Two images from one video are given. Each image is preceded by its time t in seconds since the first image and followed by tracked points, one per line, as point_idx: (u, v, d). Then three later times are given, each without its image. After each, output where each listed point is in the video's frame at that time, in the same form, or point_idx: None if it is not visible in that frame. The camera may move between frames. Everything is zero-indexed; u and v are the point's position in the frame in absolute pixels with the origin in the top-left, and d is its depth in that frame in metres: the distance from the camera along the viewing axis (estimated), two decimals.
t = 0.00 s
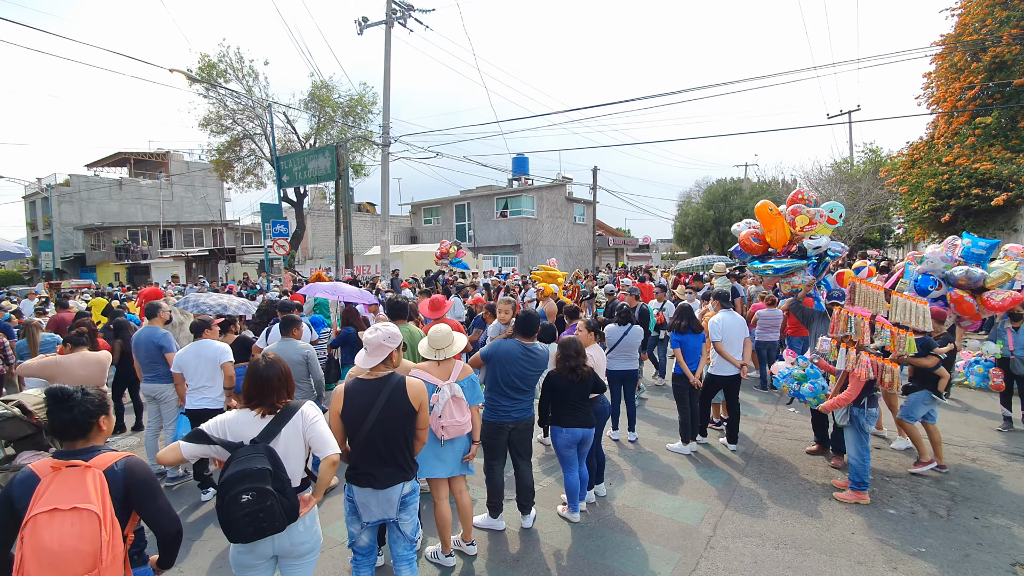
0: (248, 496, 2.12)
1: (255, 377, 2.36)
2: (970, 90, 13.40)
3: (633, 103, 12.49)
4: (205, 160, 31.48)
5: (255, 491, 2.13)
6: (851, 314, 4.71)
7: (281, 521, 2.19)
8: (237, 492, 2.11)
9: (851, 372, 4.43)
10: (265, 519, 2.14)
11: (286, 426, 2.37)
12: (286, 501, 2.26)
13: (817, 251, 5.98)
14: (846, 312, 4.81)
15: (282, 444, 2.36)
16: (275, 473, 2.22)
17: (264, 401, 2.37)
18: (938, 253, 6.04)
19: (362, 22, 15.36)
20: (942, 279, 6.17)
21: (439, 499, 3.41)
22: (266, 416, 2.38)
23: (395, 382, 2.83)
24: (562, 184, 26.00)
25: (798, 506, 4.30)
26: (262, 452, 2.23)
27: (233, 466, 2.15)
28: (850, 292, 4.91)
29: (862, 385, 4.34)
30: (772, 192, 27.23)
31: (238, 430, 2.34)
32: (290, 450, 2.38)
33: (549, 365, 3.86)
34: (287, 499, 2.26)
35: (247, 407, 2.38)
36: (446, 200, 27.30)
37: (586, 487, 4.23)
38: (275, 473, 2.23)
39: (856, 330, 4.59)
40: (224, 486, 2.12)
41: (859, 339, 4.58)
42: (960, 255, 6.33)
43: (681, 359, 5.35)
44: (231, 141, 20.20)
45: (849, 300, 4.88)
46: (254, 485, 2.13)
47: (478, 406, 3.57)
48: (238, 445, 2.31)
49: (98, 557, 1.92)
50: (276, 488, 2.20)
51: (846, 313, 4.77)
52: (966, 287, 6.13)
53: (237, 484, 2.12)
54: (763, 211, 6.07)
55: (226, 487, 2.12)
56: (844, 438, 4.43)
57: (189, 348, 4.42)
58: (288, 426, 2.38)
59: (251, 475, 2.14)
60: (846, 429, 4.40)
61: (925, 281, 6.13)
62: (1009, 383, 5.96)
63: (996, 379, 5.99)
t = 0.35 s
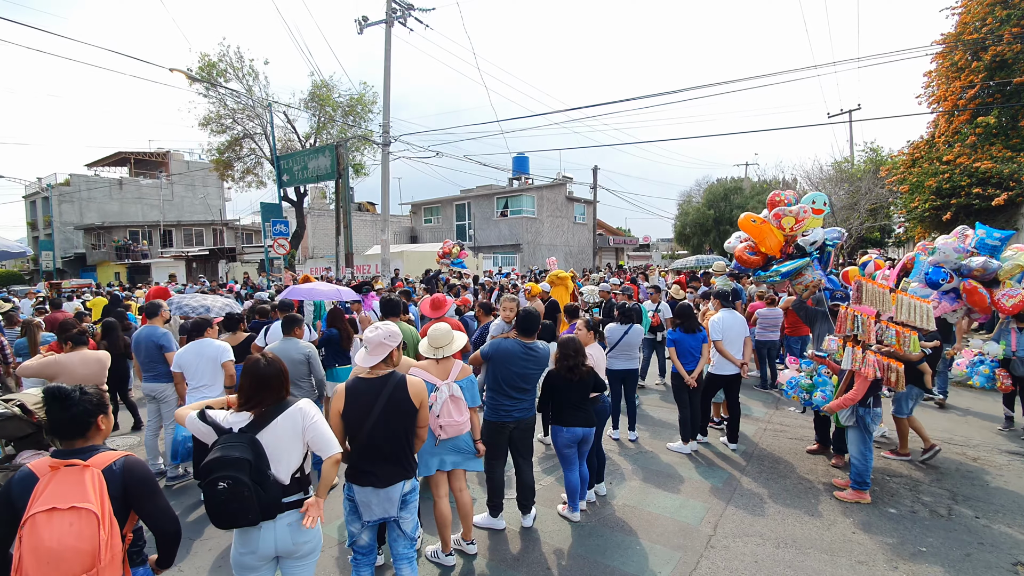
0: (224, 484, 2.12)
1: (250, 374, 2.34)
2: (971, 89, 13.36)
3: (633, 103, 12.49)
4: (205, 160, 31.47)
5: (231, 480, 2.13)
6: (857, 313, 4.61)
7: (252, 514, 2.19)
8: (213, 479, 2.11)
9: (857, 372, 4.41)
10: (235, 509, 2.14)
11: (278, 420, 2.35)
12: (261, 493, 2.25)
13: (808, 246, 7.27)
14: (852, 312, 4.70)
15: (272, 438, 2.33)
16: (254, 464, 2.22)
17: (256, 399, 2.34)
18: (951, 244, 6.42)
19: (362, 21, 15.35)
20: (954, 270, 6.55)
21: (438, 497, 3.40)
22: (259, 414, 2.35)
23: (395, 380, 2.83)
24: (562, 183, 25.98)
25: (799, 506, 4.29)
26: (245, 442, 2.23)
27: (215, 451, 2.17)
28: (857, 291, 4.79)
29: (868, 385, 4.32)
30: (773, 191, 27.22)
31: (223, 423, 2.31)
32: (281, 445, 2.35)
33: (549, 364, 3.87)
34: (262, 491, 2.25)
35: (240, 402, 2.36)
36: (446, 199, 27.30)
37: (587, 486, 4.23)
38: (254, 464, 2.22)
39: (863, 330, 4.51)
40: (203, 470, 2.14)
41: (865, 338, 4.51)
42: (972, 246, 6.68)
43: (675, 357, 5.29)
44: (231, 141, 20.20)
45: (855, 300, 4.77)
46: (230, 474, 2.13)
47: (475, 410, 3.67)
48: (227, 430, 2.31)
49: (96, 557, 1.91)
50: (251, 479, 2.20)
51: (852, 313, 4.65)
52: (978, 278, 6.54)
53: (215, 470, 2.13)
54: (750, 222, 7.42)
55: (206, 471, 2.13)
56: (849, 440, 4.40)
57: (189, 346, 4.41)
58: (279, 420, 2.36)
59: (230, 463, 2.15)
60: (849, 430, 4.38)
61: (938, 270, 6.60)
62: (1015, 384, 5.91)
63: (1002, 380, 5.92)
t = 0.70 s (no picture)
0: (218, 490, 2.12)
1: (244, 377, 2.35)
2: (972, 87, 13.34)
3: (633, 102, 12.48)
4: (206, 159, 31.50)
5: (226, 486, 2.13)
6: (862, 313, 4.68)
7: (249, 517, 2.19)
8: (208, 486, 2.11)
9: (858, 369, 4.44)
10: (229, 514, 2.14)
11: (272, 423, 2.34)
12: (257, 497, 2.25)
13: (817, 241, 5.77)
14: (857, 311, 4.76)
15: (267, 441, 2.32)
16: (249, 469, 2.22)
17: (251, 402, 2.35)
18: (975, 230, 5.86)
19: (362, 21, 15.34)
20: (976, 259, 5.95)
21: (437, 496, 3.40)
22: (253, 417, 2.35)
23: (395, 380, 2.83)
24: (563, 182, 25.97)
25: (799, 505, 4.29)
26: (240, 447, 2.23)
27: (210, 458, 2.17)
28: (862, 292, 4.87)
29: (873, 385, 4.37)
30: (773, 191, 27.19)
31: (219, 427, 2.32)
32: (275, 448, 2.34)
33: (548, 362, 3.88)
34: (258, 496, 2.25)
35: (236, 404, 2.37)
36: (447, 199, 27.30)
37: (587, 486, 4.23)
38: (249, 470, 2.22)
39: (868, 329, 4.56)
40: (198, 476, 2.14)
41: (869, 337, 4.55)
42: (993, 234, 5.99)
43: (674, 357, 5.29)
44: (231, 141, 20.20)
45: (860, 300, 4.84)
46: (225, 480, 2.13)
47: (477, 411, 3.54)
48: (221, 434, 2.32)
49: (96, 555, 1.92)
50: (246, 485, 2.19)
51: (857, 313, 4.70)
52: (1002, 266, 5.86)
53: (209, 475, 2.13)
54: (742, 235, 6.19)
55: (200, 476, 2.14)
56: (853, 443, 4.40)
57: (190, 346, 4.41)
58: (274, 423, 2.35)
59: (224, 469, 2.15)
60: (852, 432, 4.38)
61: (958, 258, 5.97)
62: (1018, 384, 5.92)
63: (1007, 380, 5.90)
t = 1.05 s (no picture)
0: (220, 498, 2.12)
1: (235, 380, 2.35)
2: (971, 86, 13.34)
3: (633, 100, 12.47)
4: (205, 159, 31.47)
5: (227, 494, 2.13)
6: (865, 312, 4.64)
7: (253, 521, 2.19)
8: (208, 495, 2.11)
9: (864, 370, 4.36)
10: (234, 520, 2.15)
11: (267, 426, 2.33)
12: (260, 501, 2.24)
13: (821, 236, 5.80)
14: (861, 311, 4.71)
15: (264, 445, 2.32)
16: (249, 475, 2.21)
17: (245, 405, 2.36)
18: (1009, 223, 6.30)
19: (362, 20, 15.33)
20: (1008, 251, 6.36)
21: (436, 495, 3.39)
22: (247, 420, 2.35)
23: (396, 379, 2.83)
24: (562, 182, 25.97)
25: (798, 504, 4.29)
26: (238, 453, 2.22)
27: (208, 467, 2.16)
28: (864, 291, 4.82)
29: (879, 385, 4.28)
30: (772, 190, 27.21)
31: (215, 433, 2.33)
32: (273, 451, 2.34)
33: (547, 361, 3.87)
34: (261, 499, 2.24)
35: (228, 409, 2.37)
36: (446, 198, 27.30)
37: (586, 485, 4.24)
38: (249, 475, 2.22)
39: (873, 329, 4.51)
40: (198, 486, 2.14)
41: (875, 338, 4.48)
42: None
43: (672, 356, 5.29)
44: (231, 140, 20.17)
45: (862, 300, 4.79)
46: (226, 488, 2.13)
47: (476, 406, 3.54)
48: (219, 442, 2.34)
49: (96, 552, 1.91)
50: (248, 491, 2.19)
51: (861, 312, 4.65)
52: None
53: (210, 484, 2.13)
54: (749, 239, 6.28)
55: (201, 485, 2.14)
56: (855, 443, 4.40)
57: (188, 346, 4.41)
58: (268, 426, 2.33)
59: (224, 477, 2.15)
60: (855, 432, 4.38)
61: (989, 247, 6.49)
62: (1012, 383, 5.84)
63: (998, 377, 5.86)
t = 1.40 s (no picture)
0: (223, 498, 2.13)
1: (232, 380, 2.34)
2: (970, 86, 13.35)
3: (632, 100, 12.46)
4: (204, 158, 31.44)
5: (229, 495, 2.13)
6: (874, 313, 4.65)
7: (257, 521, 2.20)
8: (212, 496, 2.12)
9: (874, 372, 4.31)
10: (237, 521, 2.15)
11: (267, 426, 2.33)
12: (262, 501, 2.24)
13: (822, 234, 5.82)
14: (871, 312, 4.70)
15: (265, 445, 2.32)
16: (251, 475, 2.21)
17: (242, 404, 2.35)
18: None
19: (361, 19, 15.32)
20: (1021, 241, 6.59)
21: (434, 494, 3.41)
22: (246, 418, 2.36)
23: (395, 378, 2.84)
24: (561, 181, 25.98)
25: (795, 503, 4.30)
26: (240, 454, 2.22)
27: (210, 468, 2.16)
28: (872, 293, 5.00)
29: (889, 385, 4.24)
30: (771, 190, 27.22)
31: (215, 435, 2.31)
32: (274, 452, 2.34)
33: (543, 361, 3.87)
34: (263, 500, 2.24)
35: (226, 409, 2.36)
36: (445, 198, 27.30)
37: (584, 484, 4.24)
38: (252, 476, 2.22)
39: (882, 330, 4.49)
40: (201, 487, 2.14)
41: (884, 338, 4.47)
42: None
43: (669, 357, 5.30)
44: (229, 139, 20.15)
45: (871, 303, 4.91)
46: (229, 488, 2.13)
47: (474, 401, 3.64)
48: (220, 442, 2.31)
49: (96, 550, 1.91)
50: (251, 491, 2.19)
51: (870, 313, 4.64)
52: None
53: (213, 485, 2.13)
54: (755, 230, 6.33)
55: (204, 487, 2.14)
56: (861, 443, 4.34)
57: (186, 345, 4.41)
58: (268, 426, 2.33)
59: (226, 478, 2.15)
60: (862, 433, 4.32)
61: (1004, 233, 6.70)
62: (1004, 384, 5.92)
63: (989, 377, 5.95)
